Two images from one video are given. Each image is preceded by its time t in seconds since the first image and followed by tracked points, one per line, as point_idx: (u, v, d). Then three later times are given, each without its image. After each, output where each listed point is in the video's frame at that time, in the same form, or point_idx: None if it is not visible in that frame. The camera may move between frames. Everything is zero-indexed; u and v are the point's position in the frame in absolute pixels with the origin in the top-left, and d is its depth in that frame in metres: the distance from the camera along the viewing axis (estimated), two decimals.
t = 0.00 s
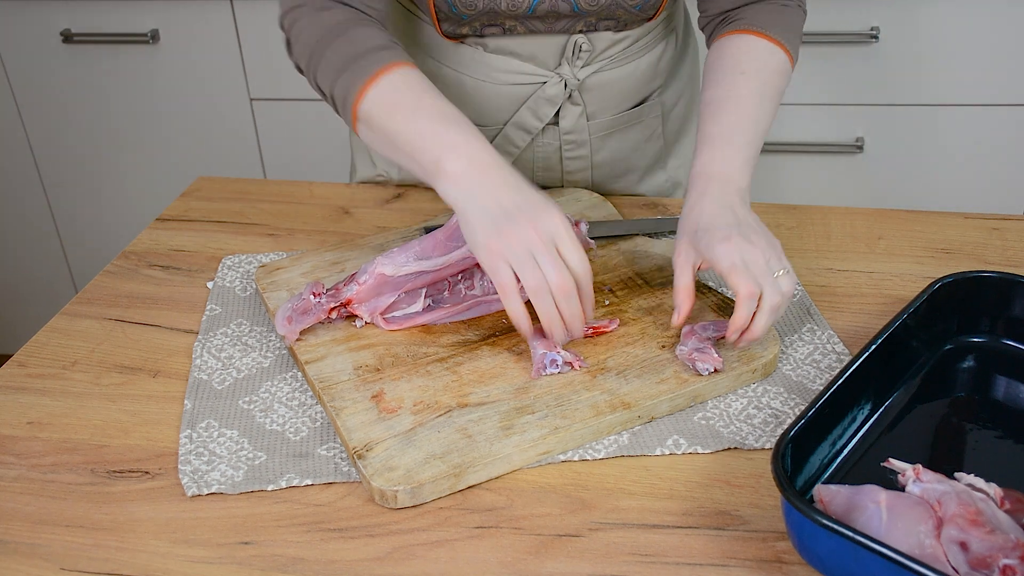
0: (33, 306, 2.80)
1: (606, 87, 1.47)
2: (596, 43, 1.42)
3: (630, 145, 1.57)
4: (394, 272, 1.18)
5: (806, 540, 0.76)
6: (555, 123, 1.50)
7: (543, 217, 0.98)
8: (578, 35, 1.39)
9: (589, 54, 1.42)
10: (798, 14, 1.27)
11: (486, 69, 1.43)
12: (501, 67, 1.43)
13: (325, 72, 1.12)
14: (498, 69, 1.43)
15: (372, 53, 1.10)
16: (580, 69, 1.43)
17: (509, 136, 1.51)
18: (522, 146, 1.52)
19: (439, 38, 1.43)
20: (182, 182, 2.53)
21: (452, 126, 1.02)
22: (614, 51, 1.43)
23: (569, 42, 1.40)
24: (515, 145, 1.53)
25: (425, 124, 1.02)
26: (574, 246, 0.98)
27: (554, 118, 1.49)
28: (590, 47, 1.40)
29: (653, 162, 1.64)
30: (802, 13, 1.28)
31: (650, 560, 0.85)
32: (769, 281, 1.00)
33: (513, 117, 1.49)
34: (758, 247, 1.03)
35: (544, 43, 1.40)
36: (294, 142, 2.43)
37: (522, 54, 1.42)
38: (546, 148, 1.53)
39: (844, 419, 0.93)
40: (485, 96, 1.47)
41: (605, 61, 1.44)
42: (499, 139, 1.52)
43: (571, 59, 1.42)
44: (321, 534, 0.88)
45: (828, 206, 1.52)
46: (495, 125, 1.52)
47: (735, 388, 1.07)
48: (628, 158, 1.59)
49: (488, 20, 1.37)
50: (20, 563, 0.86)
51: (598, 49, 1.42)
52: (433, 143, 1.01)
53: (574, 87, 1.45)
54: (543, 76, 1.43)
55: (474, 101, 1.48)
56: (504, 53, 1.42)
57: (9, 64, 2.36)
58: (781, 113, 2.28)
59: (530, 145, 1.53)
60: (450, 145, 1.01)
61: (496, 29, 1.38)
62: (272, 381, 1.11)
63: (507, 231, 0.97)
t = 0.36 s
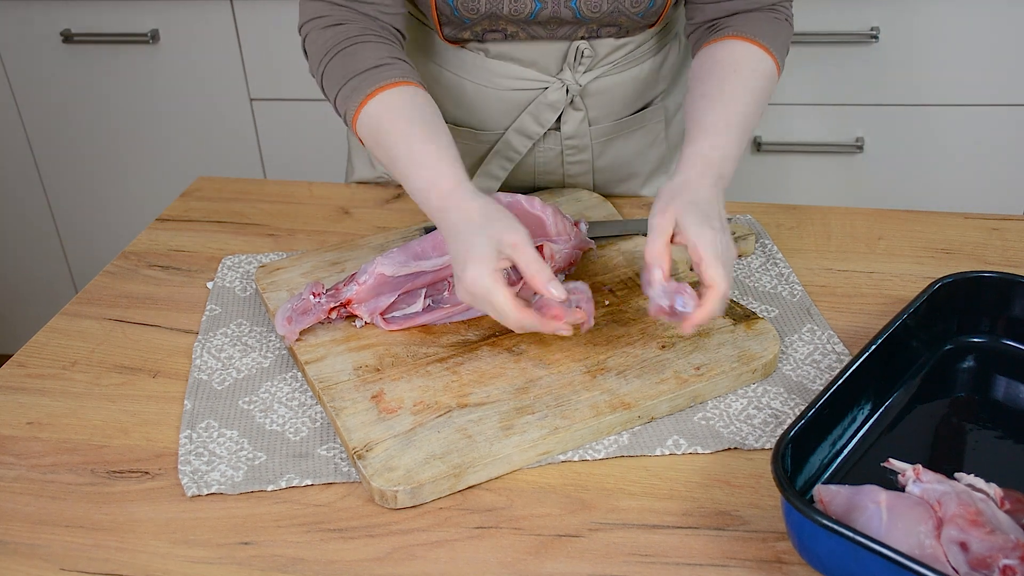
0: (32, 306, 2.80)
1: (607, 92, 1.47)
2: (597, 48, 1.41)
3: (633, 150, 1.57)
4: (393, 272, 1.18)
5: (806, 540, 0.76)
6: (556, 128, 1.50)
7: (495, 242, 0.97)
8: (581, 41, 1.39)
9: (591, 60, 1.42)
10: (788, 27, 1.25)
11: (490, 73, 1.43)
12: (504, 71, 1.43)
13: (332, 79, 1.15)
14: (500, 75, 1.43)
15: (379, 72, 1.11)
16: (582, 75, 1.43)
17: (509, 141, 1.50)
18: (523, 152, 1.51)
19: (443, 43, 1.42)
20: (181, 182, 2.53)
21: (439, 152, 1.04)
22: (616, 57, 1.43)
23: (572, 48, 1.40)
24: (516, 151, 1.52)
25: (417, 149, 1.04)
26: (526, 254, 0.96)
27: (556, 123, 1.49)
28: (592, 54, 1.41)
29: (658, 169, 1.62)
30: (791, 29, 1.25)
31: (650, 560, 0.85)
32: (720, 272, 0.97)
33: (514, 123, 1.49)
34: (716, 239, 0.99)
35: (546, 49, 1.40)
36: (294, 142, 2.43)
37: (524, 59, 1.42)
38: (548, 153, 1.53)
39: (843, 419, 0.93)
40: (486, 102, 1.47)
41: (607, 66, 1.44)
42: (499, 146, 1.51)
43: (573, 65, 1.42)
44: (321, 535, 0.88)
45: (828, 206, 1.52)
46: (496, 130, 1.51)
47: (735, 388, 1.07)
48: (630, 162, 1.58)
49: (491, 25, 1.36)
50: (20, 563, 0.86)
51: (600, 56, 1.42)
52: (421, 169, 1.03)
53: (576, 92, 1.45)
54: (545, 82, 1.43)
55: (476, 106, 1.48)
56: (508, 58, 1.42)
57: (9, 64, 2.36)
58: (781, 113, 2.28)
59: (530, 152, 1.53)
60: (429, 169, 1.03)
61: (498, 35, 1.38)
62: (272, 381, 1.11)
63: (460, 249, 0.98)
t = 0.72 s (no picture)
0: (32, 306, 2.80)
1: (605, 98, 1.46)
2: (594, 54, 1.42)
3: (634, 156, 1.54)
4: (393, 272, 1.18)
5: (806, 540, 0.76)
6: (554, 132, 1.50)
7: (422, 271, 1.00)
8: (576, 47, 1.40)
9: (588, 66, 1.42)
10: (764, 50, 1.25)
11: (486, 77, 1.43)
12: (500, 75, 1.43)
13: (326, 84, 1.24)
14: (495, 78, 1.43)
15: (366, 84, 1.19)
16: (579, 80, 1.43)
17: (506, 145, 1.49)
18: (520, 155, 1.51)
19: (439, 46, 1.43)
20: (181, 182, 2.53)
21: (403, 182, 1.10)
22: (614, 63, 1.43)
23: (568, 53, 1.40)
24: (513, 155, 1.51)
25: (386, 173, 1.11)
26: (444, 290, 0.96)
27: (554, 127, 1.49)
28: (589, 59, 1.41)
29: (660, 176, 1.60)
30: (767, 52, 1.26)
31: (650, 560, 0.85)
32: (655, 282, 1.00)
33: (511, 126, 1.48)
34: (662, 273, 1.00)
35: (541, 54, 1.41)
36: (293, 142, 2.43)
37: (521, 64, 1.42)
38: (545, 157, 1.52)
39: (843, 419, 0.93)
40: (484, 106, 1.47)
41: (605, 71, 1.43)
42: (496, 149, 1.50)
43: (570, 70, 1.42)
44: (321, 535, 0.88)
45: (828, 207, 1.52)
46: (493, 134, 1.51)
47: (735, 388, 1.07)
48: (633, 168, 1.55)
49: (484, 31, 1.38)
50: (20, 563, 0.85)
51: (597, 61, 1.42)
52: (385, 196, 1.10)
53: (573, 97, 1.45)
54: (541, 86, 1.43)
55: (473, 109, 1.48)
56: (504, 62, 1.43)
57: (9, 64, 2.36)
58: (781, 113, 2.28)
59: (528, 155, 1.52)
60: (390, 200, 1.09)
61: (493, 41, 1.40)
62: (272, 381, 1.11)
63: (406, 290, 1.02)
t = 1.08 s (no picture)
0: (33, 307, 2.80)
1: (606, 102, 1.46)
2: (595, 58, 1.42)
3: (634, 159, 1.54)
4: (393, 271, 1.18)
5: (806, 540, 0.76)
6: (554, 135, 1.50)
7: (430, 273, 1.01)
8: (576, 51, 1.40)
9: (588, 70, 1.42)
10: (765, 56, 1.25)
11: (487, 80, 1.43)
12: (500, 79, 1.43)
13: (327, 87, 1.25)
14: (495, 81, 1.43)
15: (366, 87, 1.20)
16: (580, 84, 1.43)
17: (506, 147, 1.49)
18: (519, 158, 1.51)
19: (440, 50, 1.44)
20: (181, 182, 2.53)
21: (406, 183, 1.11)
22: (614, 67, 1.43)
23: (568, 58, 1.40)
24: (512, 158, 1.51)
25: (389, 173, 1.12)
26: (455, 297, 0.97)
27: (554, 131, 1.49)
28: (589, 63, 1.41)
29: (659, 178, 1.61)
30: (769, 55, 1.26)
31: (649, 560, 0.85)
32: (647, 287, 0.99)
33: (510, 129, 1.48)
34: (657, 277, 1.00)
35: (541, 58, 1.41)
36: (293, 142, 2.43)
37: (521, 68, 1.42)
38: (546, 160, 1.52)
39: (843, 419, 0.93)
40: (483, 108, 1.47)
41: (606, 75, 1.44)
42: (495, 151, 1.50)
43: (570, 74, 1.42)
44: (321, 535, 0.88)
45: (828, 207, 1.52)
46: (493, 136, 1.51)
47: (735, 388, 1.07)
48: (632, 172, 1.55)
49: (484, 35, 1.38)
50: (20, 563, 0.85)
51: (597, 65, 1.42)
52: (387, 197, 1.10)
53: (573, 101, 1.45)
54: (541, 90, 1.43)
55: (473, 112, 1.48)
56: (505, 66, 1.43)
57: (9, 65, 2.36)
58: (782, 113, 2.28)
59: (527, 158, 1.52)
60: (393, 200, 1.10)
61: (493, 45, 1.40)
62: (272, 381, 1.11)
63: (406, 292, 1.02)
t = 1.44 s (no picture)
0: (33, 308, 2.80)
1: (606, 105, 1.46)
2: (595, 61, 1.41)
3: (634, 162, 1.55)
4: (392, 272, 1.18)
5: (806, 540, 0.76)
6: (554, 137, 1.50)
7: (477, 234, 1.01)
8: (576, 55, 1.39)
9: (589, 74, 1.41)
10: (770, 57, 1.25)
11: (487, 83, 1.43)
12: (500, 82, 1.43)
13: (336, 84, 1.24)
14: (495, 84, 1.43)
15: (380, 75, 1.20)
16: (580, 88, 1.43)
17: (506, 149, 1.50)
18: (518, 160, 1.51)
19: (439, 51, 1.43)
20: (181, 182, 2.53)
21: (435, 156, 1.11)
22: (615, 70, 1.43)
23: (568, 61, 1.40)
24: (512, 159, 1.51)
25: (416, 149, 1.12)
26: (512, 253, 0.99)
27: (554, 133, 1.49)
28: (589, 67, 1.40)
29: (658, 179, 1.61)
30: (775, 57, 1.25)
31: (649, 561, 0.85)
32: (631, 277, 0.98)
33: (510, 131, 1.48)
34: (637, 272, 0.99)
35: (541, 60, 1.40)
36: (293, 142, 2.43)
37: (521, 70, 1.42)
38: (545, 162, 1.52)
39: (843, 420, 0.93)
40: (483, 110, 1.47)
41: (606, 78, 1.43)
42: (495, 153, 1.50)
43: (570, 77, 1.41)
44: (321, 535, 0.88)
45: (828, 206, 1.52)
46: (493, 138, 1.51)
47: (735, 388, 1.07)
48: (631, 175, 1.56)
49: (483, 36, 1.37)
50: (20, 564, 0.85)
51: (597, 68, 1.42)
52: (421, 164, 1.11)
53: (574, 104, 1.45)
54: (541, 93, 1.44)
55: (472, 114, 1.48)
56: (505, 69, 1.42)
57: (9, 65, 2.36)
58: (782, 113, 2.28)
59: (527, 160, 1.52)
60: (429, 164, 1.10)
61: (492, 46, 1.39)
62: (272, 381, 1.11)
63: (449, 243, 1.02)
